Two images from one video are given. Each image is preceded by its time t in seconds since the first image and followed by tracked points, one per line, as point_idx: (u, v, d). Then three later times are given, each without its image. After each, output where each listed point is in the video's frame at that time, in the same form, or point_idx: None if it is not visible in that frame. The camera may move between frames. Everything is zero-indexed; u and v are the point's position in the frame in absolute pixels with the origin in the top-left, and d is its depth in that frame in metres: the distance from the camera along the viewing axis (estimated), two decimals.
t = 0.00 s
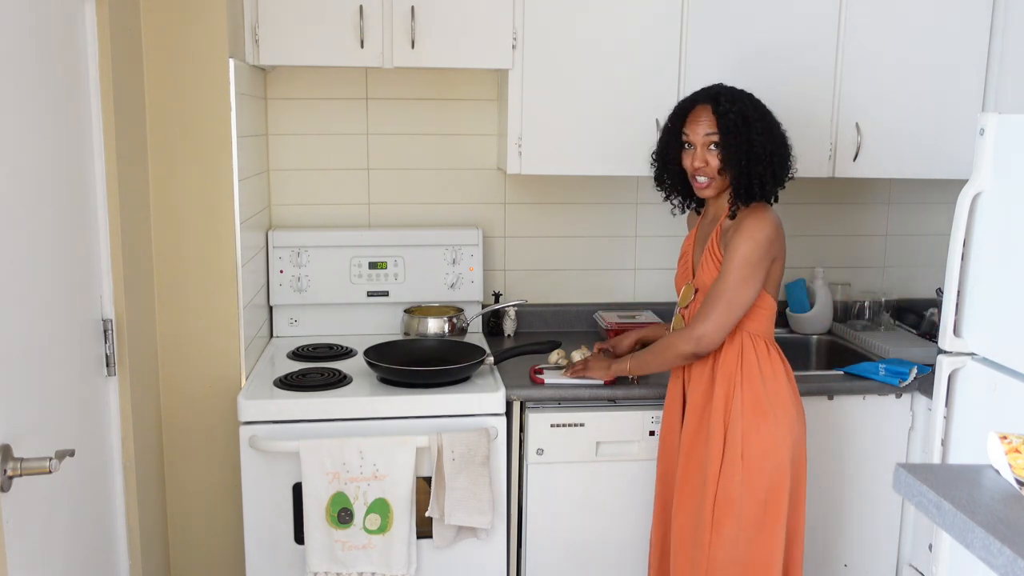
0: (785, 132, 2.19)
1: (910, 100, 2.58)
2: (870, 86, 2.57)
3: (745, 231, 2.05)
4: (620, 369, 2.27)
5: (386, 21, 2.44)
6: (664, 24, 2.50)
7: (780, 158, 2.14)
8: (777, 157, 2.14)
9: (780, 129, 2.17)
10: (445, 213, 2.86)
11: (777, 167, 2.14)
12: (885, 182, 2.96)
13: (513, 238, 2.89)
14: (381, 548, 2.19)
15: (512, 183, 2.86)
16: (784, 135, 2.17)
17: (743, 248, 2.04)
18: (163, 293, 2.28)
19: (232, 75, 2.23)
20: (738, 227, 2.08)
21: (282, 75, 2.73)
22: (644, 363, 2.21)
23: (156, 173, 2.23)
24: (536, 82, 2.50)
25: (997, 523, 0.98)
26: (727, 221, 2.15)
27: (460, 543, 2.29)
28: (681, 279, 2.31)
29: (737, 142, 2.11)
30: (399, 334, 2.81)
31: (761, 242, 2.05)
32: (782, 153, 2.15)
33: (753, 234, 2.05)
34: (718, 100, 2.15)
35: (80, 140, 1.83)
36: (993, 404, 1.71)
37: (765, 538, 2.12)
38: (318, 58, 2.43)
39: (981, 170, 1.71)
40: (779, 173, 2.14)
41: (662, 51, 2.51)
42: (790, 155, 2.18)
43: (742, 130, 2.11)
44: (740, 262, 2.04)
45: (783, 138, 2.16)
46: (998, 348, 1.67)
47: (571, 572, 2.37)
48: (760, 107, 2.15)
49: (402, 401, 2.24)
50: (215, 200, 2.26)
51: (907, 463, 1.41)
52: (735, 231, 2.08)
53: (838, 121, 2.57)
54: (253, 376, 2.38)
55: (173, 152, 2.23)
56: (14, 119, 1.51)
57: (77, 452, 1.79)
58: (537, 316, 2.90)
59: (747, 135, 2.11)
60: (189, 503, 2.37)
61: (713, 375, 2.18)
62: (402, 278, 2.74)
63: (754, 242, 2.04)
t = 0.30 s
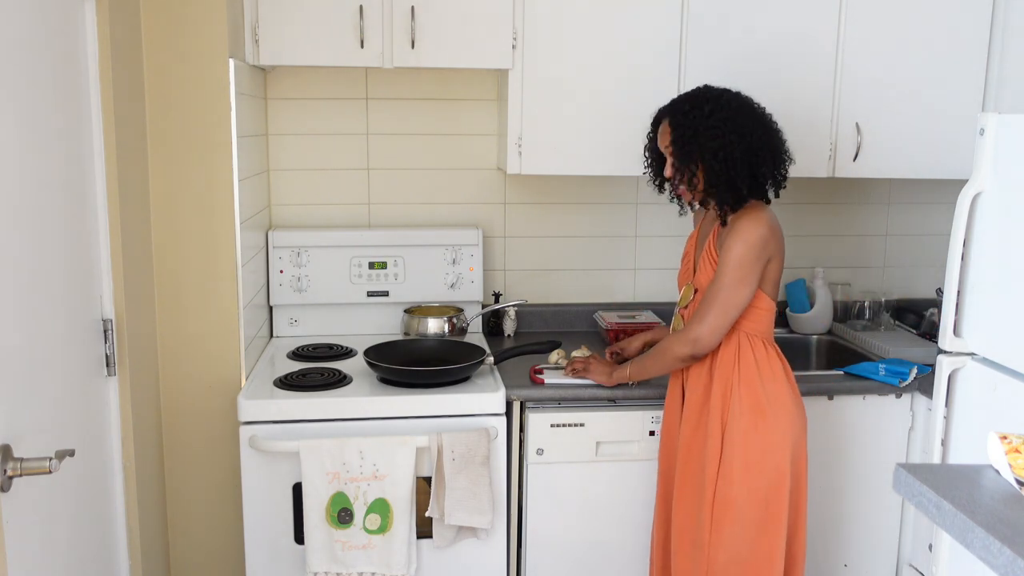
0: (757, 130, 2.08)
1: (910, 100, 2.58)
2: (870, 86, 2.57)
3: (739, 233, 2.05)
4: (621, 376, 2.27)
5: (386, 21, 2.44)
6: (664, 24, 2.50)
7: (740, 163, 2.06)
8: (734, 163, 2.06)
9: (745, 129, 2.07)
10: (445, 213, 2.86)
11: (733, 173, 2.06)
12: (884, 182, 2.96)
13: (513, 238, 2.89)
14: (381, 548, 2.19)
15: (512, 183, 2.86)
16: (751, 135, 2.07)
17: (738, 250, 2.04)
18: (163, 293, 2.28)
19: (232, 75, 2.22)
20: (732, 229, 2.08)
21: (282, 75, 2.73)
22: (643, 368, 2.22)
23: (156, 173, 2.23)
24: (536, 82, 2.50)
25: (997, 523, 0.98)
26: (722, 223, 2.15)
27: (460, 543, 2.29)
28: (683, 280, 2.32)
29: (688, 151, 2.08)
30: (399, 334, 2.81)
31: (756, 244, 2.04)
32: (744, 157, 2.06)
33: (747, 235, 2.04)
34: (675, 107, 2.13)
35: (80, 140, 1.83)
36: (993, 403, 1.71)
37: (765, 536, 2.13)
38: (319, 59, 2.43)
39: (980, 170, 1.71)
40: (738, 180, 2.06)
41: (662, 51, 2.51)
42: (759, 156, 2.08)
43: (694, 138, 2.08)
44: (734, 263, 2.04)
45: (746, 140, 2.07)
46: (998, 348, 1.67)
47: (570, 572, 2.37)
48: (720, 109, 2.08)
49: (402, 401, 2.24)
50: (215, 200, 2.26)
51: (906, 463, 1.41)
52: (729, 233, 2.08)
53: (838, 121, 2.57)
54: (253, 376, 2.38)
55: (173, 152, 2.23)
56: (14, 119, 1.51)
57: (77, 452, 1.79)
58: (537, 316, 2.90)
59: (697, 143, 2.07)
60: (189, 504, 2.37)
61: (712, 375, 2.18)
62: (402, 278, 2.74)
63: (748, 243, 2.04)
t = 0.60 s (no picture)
0: (726, 138, 2.07)
1: (910, 99, 2.58)
2: (870, 86, 2.57)
3: (739, 232, 2.05)
4: (627, 377, 2.27)
5: (386, 21, 2.44)
6: (664, 24, 2.50)
7: (706, 174, 2.08)
8: (702, 174, 2.08)
9: (713, 139, 2.07)
10: (445, 213, 2.86)
11: (702, 184, 2.09)
12: (884, 182, 2.96)
13: (513, 238, 2.89)
14: (381, 548, 2.19)
15: (512, 183, 2.86)
16: (719, 144, 2.07)
17: (739, 249, 2.04)
18: (163, 294, 2.28)
19: (232, 74, 2.22)
20: (733, 228, 2.08)
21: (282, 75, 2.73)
22: (648, 369, 2.21)
23: (156, 172, 2.23)
24: (536, 81, 2.50)
25: (997, 523, 0.98)
26: (721, 222, 2.15)
27: (460, 543, 2.29)
28: (685, 280, 2.32)
29: (661, 163, 2.14)
30: (399, 334, 2.81)
31: (756, 242, 2.04)
32: (712, 166, 2.08)
33: (748, 234, 2.05)
34: (651, 117, 2.17)
35: (81, 140, 1.83)
36: (993, 403, 1.71)
37: (771, 536, 2.13)
38: (318, 59, 2.43)
39: (980, 170, 1.71)
40: (708, 189, 2.09)
41: (662, 51, 2.51)
42: (730, 163, 2.07)
43: (665, 149, 2.13)
44: (737, 262, 2.04)
45: (713, 150, 2.07)
46: (997, 348, 1.67)
47: (570, 572, 2.38)
48: (689, 120, 2.10)
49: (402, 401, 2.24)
50: (215, 200, 2.26)
51: (906, 463, 1.41)
52: (730, 231, 2.08)
53: (838, 121, 2.57)
54: (253, 376, 2.38)
55: (173, 153, 2.23)
56: (14, 119, 1.51)
57: (77, 452, 1.79)
58: (537, 316, 2.90)
59: (668, 154, 2.12)
60: (189, 504, 2.37)
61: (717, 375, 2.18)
62: (402, 278, 2.74)
63: (750, 241, 2.04)
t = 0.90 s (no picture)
0: (722, 140, 2.07)
1: (910, 99, 2.58)
2: (870, 86, 2.57)
3: (739, 231, 2.05)
4: (632, 376, 2.27)
5: (386, 21, 2.44)
6: (664, 24, 2.50)
7: (703, 177, 2.08)
8: (698, 177, 2.09)
9: (708, 141, 2.07)
10: (445, 213, 2.86)
11: (698, 187, 2.09)
12: (884, 182, 2.96)
13: (513, 238, 2.89)
14: (381, 548, 2.19)
15: (512, 183, 2.86)
16: (715, 146, 2.07)
17: (739, 247, 2.04)
18: (163, 294, 2.28)
19: (232, 74, 2.22)
20: (732, 227, 2.08)
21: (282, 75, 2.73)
22: (651, 369, 2.21)
23: (156, 172, 2.23)
24: (536, 81, 2.50)
25: (997, 523, 0.98)
26: (719, 221, 2.15)
27: (460, 543, 2.29)
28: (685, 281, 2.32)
29: (658, 167, 2.14)
30: (399, 334, 2.81)
31: (756, 240, 2.04)
32: (708, 169, 2.08)
33: (747, 232, 2.04)
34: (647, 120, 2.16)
35: (81, 141, 1.83)
36: (993, 403, 1.71)
37: (774, 536, 2.13)
38: (319, 59, 2.43)
39: (980, 170, 1.71)
40: (704, 192, 2.09)
41: (662, 51, 2.51)
42: (725, 166, 2.07)
43: (661, 153, 2.13)
44: (737, 261, 2.04)
45: (709, 152, 2.07)
46: (997, 348, 1.67)
47: (570, 572, 2.38)
48: (684, 123, 2.10)
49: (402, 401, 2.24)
50: (214, 200, 2.26)
51: (906, 463, 1.41)
52: (729, 231, 2.08)
53: (838, 121, 2.57)
54: (253, 377, 2.38)
55: (173, 153, 2.23)
56: (14, 120, 1.51)
57: (77, 452, 1.79)
58: (537, 316, 2.90)
59: (665, 158, 2.12)
60: (189, 504, 2.37)
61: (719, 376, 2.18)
62: (402, 278, 2.74)
63: (749, 240, 2.04)
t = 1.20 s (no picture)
0: (723, 140, 2.07)
1: (910, 98, 2.58)
2: (870, 86, 2.57)
3: (743, 228, 2.05)
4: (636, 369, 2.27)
5: (386, 21, 2.44)
6: (664, 24, 2.50)
7: (705, 177, 2.08)
8: (700, 177, 2.09)
9: (710, 141, 2.07)
10: (445, 213, 2.86)
11: (701, 187, 2.09)
12: (884, 182, 2.96)
13: (513, 238, 2.89)
14: (381, 548, 2.19)
15: (512, 183, 2.86)
16: (716, 146, 2.07)
17: (743, 245, 2.04)
18: (163, 294, 2.28)
19: (232, 74, 2.22)
20: (736, 225, 2.08)
21: (282, 75, 2.73)
22: (656, 362, 2.21)
23: (156, 172, 2.23)
24: (536, 81, 2.50)
25: (997, 523, 0.98)
26: (722, 220, 2.15)
27: (460, 543, 2.29)
28: (686, 282, 2.32)
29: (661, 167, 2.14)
30: (399, 334, 2.82)
31: (760, 237, 2.05)
32: (710, 169, 2.08)
33: (752, 230, 2.05)
34: (648, 122, 2.16)
35: (80, 141, 1.83)
36: (993, 403, 1.71)
37: (778, 535, 2.13)
38: (319, 59, 2.43)
39: (980, 170, 1.71)
40: (707, 192, 2.09)
41: (662, 51, 2.51)
42: (727, 165, 2.07)
43: (662, 153, 2.13)
44: (741, 259, 2.04)
45: (711, 153, 2.07)
46: (997, 348, 1.67)
47: (570, 572, 2.38)
48: (685, 124, 2.10)
49: (402, 401, 2.24)
50: (214, 200, 2.26)
51: (907, 463, 1.41)
52: (732, 229, 2.08)
53: (838, 121, 2.57)
54: (254, 376, 2.39)
55: (173, 153, 2.23)
56: (14, 120, 1.51)
57: (76, 452, 1.79)
58: (537, 316, 2.90)
59: (667, 158, 2.12)
60: (189, 504, 2.37)
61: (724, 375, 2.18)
62: (402, 278, 2.74)
63: (753, 237, 2.04)
